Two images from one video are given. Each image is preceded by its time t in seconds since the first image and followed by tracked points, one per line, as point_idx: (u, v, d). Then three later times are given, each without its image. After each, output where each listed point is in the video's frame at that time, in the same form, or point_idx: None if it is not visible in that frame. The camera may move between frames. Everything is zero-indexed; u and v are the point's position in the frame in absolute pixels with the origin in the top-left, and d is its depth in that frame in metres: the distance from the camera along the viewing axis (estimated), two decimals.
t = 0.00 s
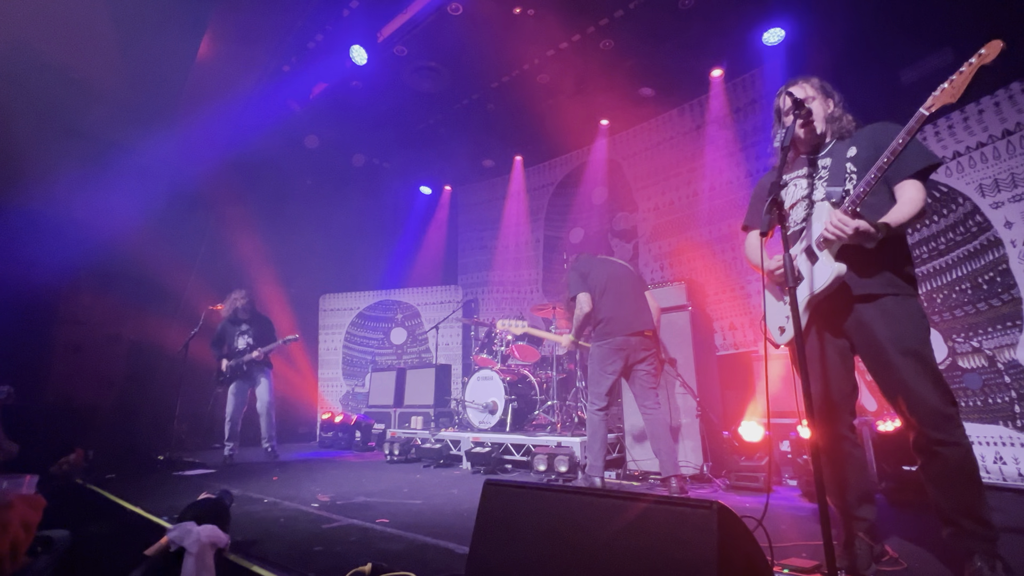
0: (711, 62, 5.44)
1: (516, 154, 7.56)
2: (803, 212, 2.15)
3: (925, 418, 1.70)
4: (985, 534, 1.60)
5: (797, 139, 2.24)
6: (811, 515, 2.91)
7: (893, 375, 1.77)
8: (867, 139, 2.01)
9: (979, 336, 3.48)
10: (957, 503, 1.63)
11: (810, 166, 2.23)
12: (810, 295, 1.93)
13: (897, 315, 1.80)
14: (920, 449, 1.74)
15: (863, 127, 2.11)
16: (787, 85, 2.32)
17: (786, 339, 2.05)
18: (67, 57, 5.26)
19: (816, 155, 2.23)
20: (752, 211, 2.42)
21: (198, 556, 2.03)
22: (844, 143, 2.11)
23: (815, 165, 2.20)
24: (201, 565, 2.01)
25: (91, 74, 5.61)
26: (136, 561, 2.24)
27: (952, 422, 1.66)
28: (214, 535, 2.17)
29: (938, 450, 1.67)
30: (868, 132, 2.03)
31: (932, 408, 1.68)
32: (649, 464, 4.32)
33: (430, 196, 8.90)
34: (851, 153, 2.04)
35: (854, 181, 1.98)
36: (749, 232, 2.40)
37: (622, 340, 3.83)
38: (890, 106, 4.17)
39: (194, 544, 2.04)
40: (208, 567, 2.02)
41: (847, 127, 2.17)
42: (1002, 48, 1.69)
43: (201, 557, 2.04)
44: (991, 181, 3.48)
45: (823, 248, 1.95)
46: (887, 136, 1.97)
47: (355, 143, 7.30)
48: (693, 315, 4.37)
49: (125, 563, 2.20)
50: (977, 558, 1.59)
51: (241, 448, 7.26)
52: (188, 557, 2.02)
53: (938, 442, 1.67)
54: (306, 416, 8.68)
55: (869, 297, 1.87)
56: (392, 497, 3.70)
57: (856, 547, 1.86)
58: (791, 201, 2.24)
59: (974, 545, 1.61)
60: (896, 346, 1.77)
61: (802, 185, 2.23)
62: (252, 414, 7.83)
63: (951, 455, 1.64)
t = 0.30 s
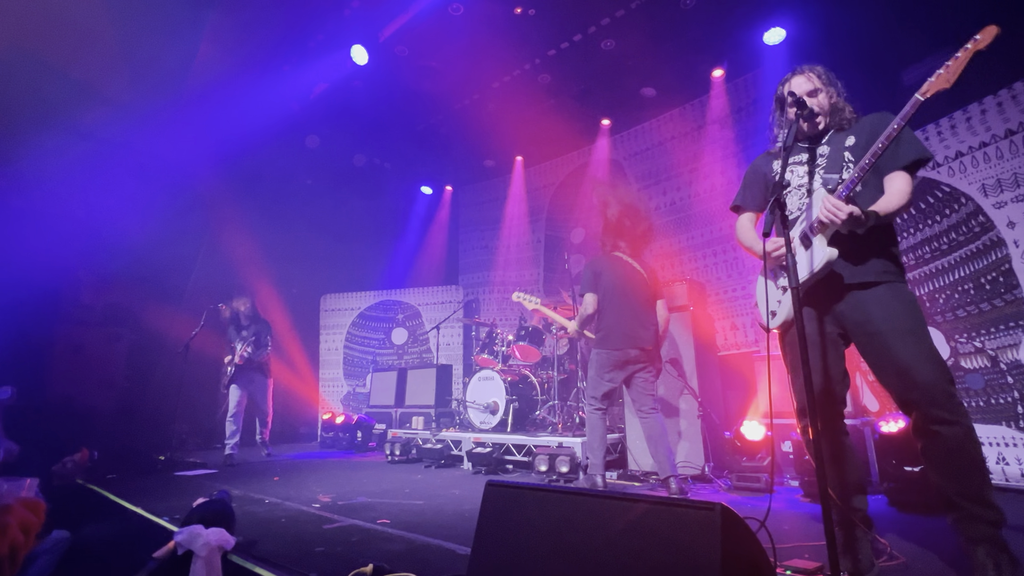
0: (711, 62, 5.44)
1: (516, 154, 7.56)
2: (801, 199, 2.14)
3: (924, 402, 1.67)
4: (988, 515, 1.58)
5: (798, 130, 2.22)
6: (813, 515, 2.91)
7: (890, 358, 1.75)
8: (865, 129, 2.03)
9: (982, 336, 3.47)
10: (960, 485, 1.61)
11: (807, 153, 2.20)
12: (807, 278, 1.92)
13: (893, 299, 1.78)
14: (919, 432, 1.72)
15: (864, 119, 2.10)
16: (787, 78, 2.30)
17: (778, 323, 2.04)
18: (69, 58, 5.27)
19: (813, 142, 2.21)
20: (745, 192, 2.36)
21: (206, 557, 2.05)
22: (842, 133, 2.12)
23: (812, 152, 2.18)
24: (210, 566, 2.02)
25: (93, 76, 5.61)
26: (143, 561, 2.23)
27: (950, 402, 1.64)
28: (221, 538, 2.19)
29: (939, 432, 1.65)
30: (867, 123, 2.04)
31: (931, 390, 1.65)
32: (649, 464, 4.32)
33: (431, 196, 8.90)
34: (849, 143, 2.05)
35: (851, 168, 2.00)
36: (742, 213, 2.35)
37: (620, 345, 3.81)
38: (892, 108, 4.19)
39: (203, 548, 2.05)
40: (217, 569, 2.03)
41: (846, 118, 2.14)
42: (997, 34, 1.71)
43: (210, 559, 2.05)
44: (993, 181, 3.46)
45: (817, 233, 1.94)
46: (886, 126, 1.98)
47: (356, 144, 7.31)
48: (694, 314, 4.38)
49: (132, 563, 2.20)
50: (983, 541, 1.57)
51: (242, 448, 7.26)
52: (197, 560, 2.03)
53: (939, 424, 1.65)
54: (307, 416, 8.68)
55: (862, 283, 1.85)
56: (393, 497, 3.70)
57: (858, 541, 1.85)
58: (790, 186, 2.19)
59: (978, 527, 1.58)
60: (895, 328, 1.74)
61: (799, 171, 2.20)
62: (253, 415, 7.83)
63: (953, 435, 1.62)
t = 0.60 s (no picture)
0: (708, 61, 5.45)
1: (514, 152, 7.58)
2: (796, 220, 2.15)
3: (907, 422, 1.70)
4: (971, 534, 1.60)
5: (798, 139, 2.21)
6: (810, 513, 2.93)
7: (876, 379, 1.78)
8: (866, 157, 2.02)
9: (979, 334, 3.49)
10: (942, 504, 1.64)
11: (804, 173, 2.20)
12: (808, 300, 1.94)
13: (885, 324, 1.81)
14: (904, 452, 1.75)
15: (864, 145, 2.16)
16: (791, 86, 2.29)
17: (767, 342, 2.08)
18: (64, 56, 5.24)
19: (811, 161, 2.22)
20: (742, 214, 2.37)
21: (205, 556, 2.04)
22: (843, 155, 2.10)
23: (809, 172, 2.18)
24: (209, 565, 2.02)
25: (89, 75, 5.58)
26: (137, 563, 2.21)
27: (931, 424, 1.67)
28: (219, 537, 2.18)
29: (922, 454, 1.67)
30: (868, 150, 2.04)
31: (910, 412, 1.69)
32: (648, 463, 4.31)
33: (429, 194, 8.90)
34: (850, 169, 2.04)
35: (849, 199, 2.01)
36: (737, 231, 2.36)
37: (620, 339, 3.82)
38: (888, 110, 4.20)
39: (202, 546, 2.05)
40: (216, 567, 2.02)
41: (848, 140, 2.18)
42: None
43: (209, 557, 2.05)
44: (990, 180, 3.48)
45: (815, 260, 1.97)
46: (887, 158, 1.96)
47: (354, 142, 7.30)
48: (693, 313, 4.39)
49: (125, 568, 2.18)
50: (966, 557, 1.59)
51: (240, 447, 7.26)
52: (197, 557, 2.03)
53: (923, 444, 1.68)
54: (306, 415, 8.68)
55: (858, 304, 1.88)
56: (391, 495, 3.71)
57: (857, 546, 1.88)
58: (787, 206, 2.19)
59: (962, 543, 1.60)
60: (891, 350, 1.78)
61: (795, 191, 2.20)
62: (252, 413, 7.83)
63: (935, 456, 1.65)
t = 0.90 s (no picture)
0: (704, 60, 5.46)
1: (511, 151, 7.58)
2: (792, 219, 2.14)
3: (899, 420, 1.71)
4: (965, 528, 1.63)
5: (794, 137, 2.21)
6: (806, 511, 2.94)
7: (866, 378, 1.79)
8: (860, 157, 2.05)
9: (974, 333, 3.51)
10: (936, 500, 1.66)
11: (798, 171, 2.20)
12: (807, 300, 1.94)
13: (875, 322, 1.83)
14: (896, 448, 1.76)
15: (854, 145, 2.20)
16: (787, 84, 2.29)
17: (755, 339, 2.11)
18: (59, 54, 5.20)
19: (804, 159, 2.22)
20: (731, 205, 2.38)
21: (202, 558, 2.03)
22: (837, 155, 2.12)
23: (804, 170, 2.18)
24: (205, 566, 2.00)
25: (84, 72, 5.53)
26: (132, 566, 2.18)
27: (921, 421, 1.69)
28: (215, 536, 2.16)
29: (914, 447, 1.69)
30: (861, 151, 2.07)
31: (898, 408, 1.70)
32: (644, 461, 4.34)
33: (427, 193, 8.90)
34: (844, 169, 2.07)
35: (845, 199, 2.04)
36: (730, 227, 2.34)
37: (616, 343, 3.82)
38: (885, 108, 4.22)
39: (199, 546, 2.02)
40: (212, 567, 2.01)
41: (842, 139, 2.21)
42: None
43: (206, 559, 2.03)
44: (985, 179, 3.50)
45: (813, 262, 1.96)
46: (882, 159, 2.00)
47: (352, 141, 7.30)
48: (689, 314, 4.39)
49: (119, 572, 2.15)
50: (961, 551, 1.62)
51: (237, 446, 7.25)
52: (193, 557, 2.01)
53: (914, 440, 1.70)
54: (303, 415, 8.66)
55: (851, 302, 1.90)
56: (388, 495, 3.71)
57: (853, 545, 1.88)
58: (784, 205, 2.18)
59: (958, 538, 1.63)
60: (879, 347, 1.79)
61: (790, 189, 2.19)
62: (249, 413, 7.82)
63: (926, 452, 1.67)
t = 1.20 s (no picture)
0: (701, 60, 5.46)
1: (509, 150, 7.58)
2: (791, 213, 2.14)
3: (894, 414, 1.77)
4: (958, 523, 1.65)
5: (790, 131, 2.21)
6: (804, 510, 2.94)
7: (862, 373, 1.85)
8: (856, 153, 2.06)
9: (971, 332, 3.52)
10: (929, 494, 1.69)
11: (795, 166, 2.21)
12: (806, 299, 1.95)
13: (874, 318, 1.87)
14: (890, 444, 1.81)
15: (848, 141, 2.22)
16: (784, 77, 2.28)
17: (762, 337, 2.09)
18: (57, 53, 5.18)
19: (801, 153, 2.22)
20: (726, 193, 2.37)
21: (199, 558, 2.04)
22: (833, 150, 2.13)
23: (801, 164, 2.18)
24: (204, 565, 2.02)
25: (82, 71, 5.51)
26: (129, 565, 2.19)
27: (912, 415, 1.75)
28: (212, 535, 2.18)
29: (907, 439, 1.75)
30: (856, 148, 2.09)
31: (894, 402, 1.76)
32: (644, 461, 4.34)
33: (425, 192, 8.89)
34: (842, 164, 2.08)
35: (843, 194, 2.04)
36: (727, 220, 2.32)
37: (613, 336, 3.84)
38: (883, 108, 4.23)
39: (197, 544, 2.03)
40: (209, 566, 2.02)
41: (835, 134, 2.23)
42: None
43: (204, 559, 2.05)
44: (981, 179, 3.51)
45: (818, 259, 1.96)
46: (876, 158, 2.04)
47: (350, 141, 7.29)
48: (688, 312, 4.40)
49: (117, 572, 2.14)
50: (955, 548, 1.63)
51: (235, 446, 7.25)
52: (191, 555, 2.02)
53: (906, 433, 1.75)
54: (301, 415, 8.65)
55: (854, 297, 1.92)
56: (386, 495, 3.70)
57: (850, 542, 1.88)
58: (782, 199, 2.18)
59: (951, 534, 1.65)
60: (877, 343, 1.84)
61: (788, 184, 2.19)
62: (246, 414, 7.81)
63: (919, 445, 1.72)
